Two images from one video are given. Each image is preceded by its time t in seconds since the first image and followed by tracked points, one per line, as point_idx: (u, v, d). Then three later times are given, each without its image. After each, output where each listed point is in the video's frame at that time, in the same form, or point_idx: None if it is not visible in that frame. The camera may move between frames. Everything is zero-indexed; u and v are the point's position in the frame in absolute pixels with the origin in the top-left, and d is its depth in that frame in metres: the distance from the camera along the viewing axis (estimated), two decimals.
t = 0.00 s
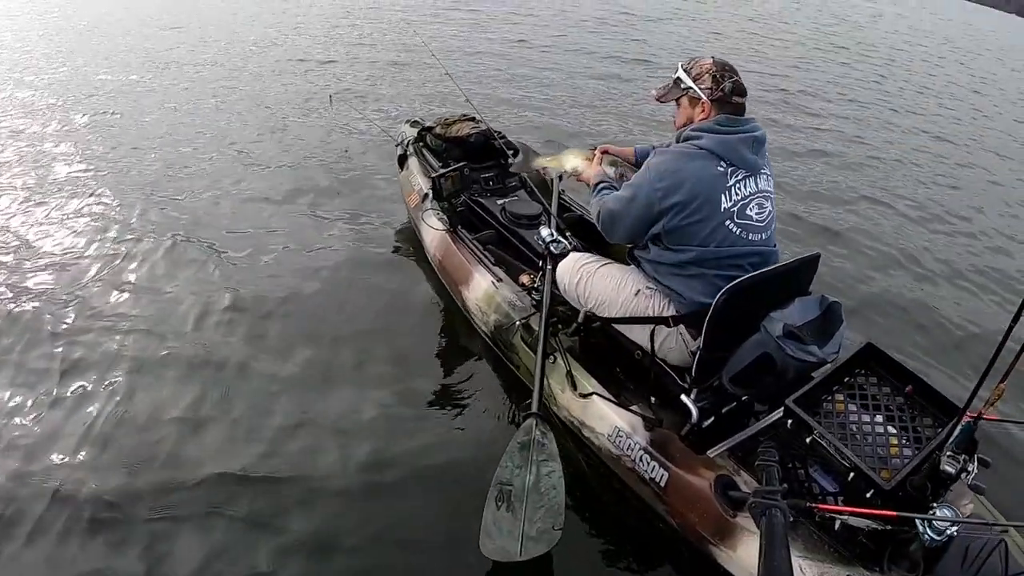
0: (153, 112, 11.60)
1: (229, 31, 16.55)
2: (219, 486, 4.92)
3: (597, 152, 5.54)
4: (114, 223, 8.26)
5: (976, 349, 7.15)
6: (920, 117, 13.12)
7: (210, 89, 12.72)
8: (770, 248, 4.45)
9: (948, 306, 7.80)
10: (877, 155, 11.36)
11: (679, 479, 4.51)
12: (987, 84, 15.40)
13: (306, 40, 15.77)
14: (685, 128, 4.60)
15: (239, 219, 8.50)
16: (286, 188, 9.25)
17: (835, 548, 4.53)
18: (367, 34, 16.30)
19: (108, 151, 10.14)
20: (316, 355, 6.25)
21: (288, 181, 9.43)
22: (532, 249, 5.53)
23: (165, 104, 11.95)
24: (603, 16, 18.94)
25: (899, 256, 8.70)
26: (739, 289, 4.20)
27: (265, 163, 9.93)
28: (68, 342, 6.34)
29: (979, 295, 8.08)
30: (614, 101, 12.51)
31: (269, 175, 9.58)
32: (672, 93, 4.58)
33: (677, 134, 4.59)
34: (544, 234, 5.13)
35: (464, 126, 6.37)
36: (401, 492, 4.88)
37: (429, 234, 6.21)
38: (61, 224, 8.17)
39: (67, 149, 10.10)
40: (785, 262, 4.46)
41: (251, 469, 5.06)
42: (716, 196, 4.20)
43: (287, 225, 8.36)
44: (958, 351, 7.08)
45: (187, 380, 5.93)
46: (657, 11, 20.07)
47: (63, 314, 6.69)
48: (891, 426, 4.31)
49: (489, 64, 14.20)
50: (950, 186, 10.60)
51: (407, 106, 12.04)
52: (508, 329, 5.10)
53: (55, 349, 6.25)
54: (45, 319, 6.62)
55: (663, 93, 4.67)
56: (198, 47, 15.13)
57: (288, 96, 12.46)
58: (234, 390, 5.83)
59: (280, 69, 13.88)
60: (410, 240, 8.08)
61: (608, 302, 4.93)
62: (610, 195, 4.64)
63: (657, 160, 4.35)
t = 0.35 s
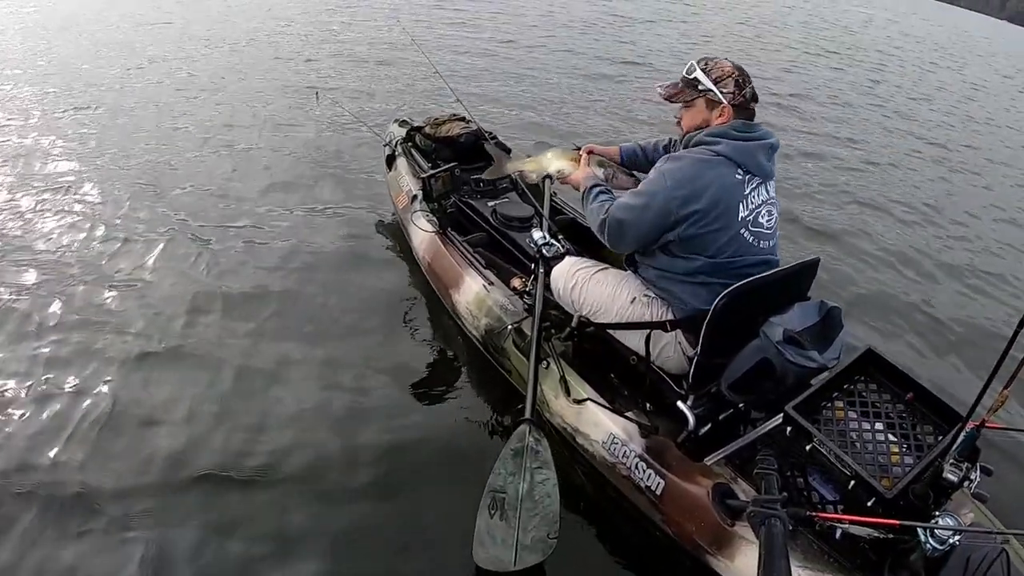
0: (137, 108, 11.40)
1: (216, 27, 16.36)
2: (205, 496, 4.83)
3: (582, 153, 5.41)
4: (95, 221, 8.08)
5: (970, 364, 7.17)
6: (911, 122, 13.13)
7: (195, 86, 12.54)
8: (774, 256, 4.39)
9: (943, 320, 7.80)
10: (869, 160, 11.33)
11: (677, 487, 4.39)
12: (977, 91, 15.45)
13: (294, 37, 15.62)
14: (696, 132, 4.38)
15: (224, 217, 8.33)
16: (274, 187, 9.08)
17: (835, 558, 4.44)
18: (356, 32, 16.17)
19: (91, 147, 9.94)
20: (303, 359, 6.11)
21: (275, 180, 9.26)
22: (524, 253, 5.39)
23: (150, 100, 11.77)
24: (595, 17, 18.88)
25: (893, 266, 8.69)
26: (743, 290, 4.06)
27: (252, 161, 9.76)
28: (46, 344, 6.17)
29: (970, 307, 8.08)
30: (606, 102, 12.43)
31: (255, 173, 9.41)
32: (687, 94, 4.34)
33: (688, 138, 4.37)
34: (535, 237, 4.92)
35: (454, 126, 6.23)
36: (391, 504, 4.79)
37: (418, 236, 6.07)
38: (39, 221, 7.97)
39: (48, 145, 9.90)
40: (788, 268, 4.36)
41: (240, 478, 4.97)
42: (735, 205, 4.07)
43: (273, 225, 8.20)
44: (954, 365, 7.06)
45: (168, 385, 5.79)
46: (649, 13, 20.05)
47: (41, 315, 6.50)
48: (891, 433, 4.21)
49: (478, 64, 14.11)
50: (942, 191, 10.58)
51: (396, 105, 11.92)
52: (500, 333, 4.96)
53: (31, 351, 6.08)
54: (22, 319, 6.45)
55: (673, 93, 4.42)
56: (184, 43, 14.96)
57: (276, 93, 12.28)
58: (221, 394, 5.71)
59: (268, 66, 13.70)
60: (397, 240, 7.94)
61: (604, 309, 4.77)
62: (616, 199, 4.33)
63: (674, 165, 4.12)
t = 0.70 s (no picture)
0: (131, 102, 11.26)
1: (211, 16, 16.17)
2: (202, 505, 4.80)
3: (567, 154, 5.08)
4: (87, 220, 7.97)
5: (979, 359, 7.04)
6: (917, 108, 12.92)
7: (189, 78, 12.38)
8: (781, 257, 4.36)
9: (951, 314, 7.67)
10: (874, 147, 11.14)
11: (676, 495, 4.30)
12: (985, 74, 15.21)
13: (289, 26, 15.42)
14: (722, 133, 4.20)
15: (218, 214, 8.20)
16: (269, 182, 8.95)
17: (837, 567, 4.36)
18: (352, 20, 15.96)
19: (84, 143, 9.80)
20: (299, 361, 6.04)
21: (270, 175, 9.12)
22: (521, 253, 5.33)
23: (143, 94, 11.62)
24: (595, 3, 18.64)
25: (900, 258, 8.53)
26: (750, 288, 4.04)
27: (247, 155, 9.63)
28: (35, 348, 6.08)
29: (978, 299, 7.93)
30: (606, 90, 12.23)
31: (249, 168, 9.27)
32: (720, 94, 4.11)
33: (711, 140, 4.17)
34: (531, 238, 4.71)
35: (447, 122, 6.08)
36: (391, 507, 4.80)
37: (413, 238, 5.88)
38: (30, 222, 7.87)
39: (41, 142, 9.77)
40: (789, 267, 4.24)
41: (241, 483, 4.96)
42: (756, 212, 4.00)
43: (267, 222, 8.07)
44: (962, 362, 6.95)
45: (161, 390, 5.71)
46: None
47: (31, 319, 6.42)
48: (894, 438, 4.07)
49: (476, 51, 13.91)
50: (949, 179, 10.40)
51: (393, 94, 11.75)
52: (496, 339, 4.86)
53: (21, 356, 6.00)
54: (13, 323, 6.36)
55: (704, 91, 4.14)
56: (177, 35, 14.79)
57: (272, 84, 12.12)
58: (218, 397, 5.66)
59: (264, 55, 13.52)
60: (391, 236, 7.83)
61: (599, 313, 4.68)
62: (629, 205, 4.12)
63: (695, 171, 3.97)
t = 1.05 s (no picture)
0: (131, 100, 11.19)
1: (212, 12, 16.08)
2: (199, 508, 4.75)
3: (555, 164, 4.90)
4: (85, 222, 7.92)
5: (990, 356, 6.90)
6: (925, 98, 12.74)
7: (188, 74, 12.32)
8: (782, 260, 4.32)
9: (960, 311, 7.53)
10: (881, 139, 10.99)
11: (676, 504, 4.21)
12: (994, 63, 14.98)
13: (289, 20, 15.33)
14: (733, 135, 4.11)
15: (217, 213, 8.12)
16: (267, 179, 8.87)
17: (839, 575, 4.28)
18: (352, 13, 15.85)
19: (83, 142, 9.75)
20: (296, 363, 5.96)
21: (269, 173, 9.04)
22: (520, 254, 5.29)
23: (141, 91, 11.56)
24: None
25: (908, 254, 8.39)
26: (757, 287, 3.95)
27: (246, 153, 9.54)
28: (31, 351, 6.05)
29: (988, 294, 7.78)
30: (609, 83, 12.10)
31: (247, 165, 9.21)
32: (732, 97, 4.01)
33: (721, 144, 4.08)
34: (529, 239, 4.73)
35: (442, 122, 5.95)
36: (391, 509, 4.75)
37: (408, 242, 5.84)
38: (27, 223, 7.84)
39: (40, 142, 9.73)
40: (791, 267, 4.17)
41: (239, 485, 4.92)
42: (768, 216, 3.96)
43: (265, 220, 7.99)
44: (972, 360, 6.81)
45: (156, 393, 5.65)
46: None
47: (27, 320, 6.39)
48: (899, 444, 3.97)
49: (477, 44, 13.79)
50: (957, 171, 10.24)
51: (392, 88, 11.65)
52: (493, 344, 4.78)
53: (17, 359, 5.97)
54: (9, 325, 6.33)
55: (716, 94, 4.02)
56: (177, 30, 14.73)
57: (272, 79, 12.02)
58: (215, 400, 5.60)
59: (264, 50, 13.44)
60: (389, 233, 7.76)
61: (596, 319, 4.60)
62: (638, 214, 3.96)
63: (708, 178, 3.87)
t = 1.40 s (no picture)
0: (123, 100, 11.09)
1: (207, 12, 16.00)
2: (185, 510, 4.62)
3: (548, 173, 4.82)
4: (73, 221, 7.79)
5: (991, 363, 6.82)
6: (922, 107, 12.73)
7: (180, 74, 12.20)
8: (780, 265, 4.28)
9: (961, 317, 7.46)
10: (879, 147, 10.95)
11: (673, 514, 4.10)
12: (991, 74, 15.00)
13: (284, 22, 15.22)
14: (735, 139, 4.03)
15: (207, 213, 8.00)
16: (260, 179, 8.76)
17: None
18: (347, 15, 15.75)
19: (72, 142, 9.63)
20: (286, 364, 5.84)
21: (262, 173, 8.93)
22: (513, 259, 5.20)
23: (133, 91, 11.44)
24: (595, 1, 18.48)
25: (908, 260, 8.32)
26: (762, 291, 3.89)
27: (239, 153, 9.44)
28: (14, 350, 5.92)
29: (989, 302, 7.71)
30: (606, 87, 12.03)
31: (239, 166, 9.10)
32: (734, 99, 3.94)
33: (725, 148, 4.00)
34: (523, 243, 4.76)
35: (435, 123, 5.86)
36: (384, 510, 4.64)
37: (400, 246, 5.75)
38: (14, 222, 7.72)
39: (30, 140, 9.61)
40: (792, 272, 4.13)
41: (229, 486, 4.81)
42: (773, 221, 3.92)
43: (257, 220, 7.87)
44: (972, 368, 6.73)
45: (142, 395, 5.52)
46: None
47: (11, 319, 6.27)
48: (901, 453, 3.88)
49: (473, 47, 13.70)
50: (956, 179, 10.20)
51: (387, 91, 11.55)
52: (486, 351, 4.68)
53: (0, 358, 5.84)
54: None
55: (718, 96, 3.95)
56: (170, 30, 14.60)
57: (266, 79, 11.93)
58: (203, 401, 5.48)
59: (258, 51, 13.32)
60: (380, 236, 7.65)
61: (591, 326, 4.51)
62: (646, 225, 3.86)
63: (716, 186, 3.80)
